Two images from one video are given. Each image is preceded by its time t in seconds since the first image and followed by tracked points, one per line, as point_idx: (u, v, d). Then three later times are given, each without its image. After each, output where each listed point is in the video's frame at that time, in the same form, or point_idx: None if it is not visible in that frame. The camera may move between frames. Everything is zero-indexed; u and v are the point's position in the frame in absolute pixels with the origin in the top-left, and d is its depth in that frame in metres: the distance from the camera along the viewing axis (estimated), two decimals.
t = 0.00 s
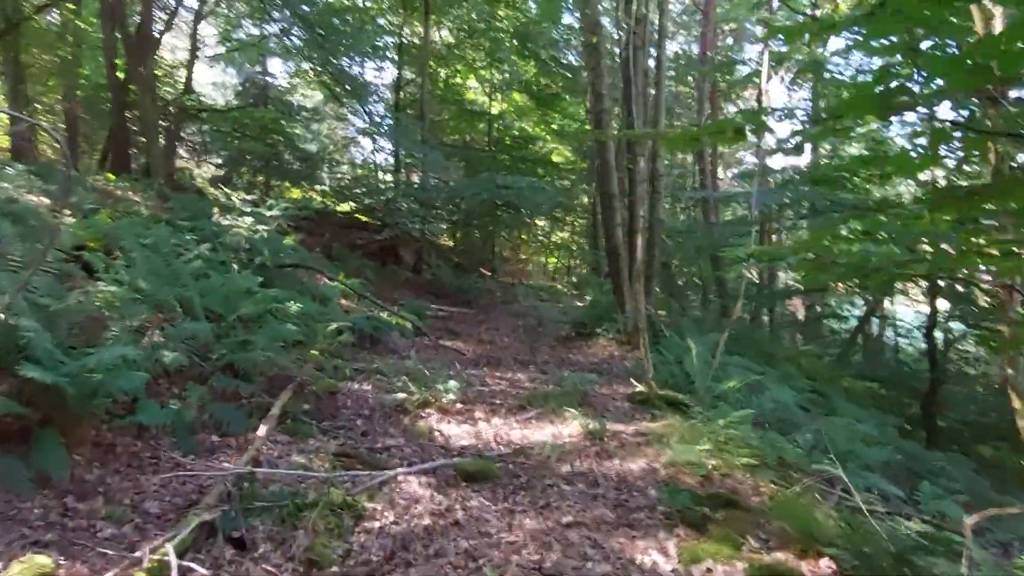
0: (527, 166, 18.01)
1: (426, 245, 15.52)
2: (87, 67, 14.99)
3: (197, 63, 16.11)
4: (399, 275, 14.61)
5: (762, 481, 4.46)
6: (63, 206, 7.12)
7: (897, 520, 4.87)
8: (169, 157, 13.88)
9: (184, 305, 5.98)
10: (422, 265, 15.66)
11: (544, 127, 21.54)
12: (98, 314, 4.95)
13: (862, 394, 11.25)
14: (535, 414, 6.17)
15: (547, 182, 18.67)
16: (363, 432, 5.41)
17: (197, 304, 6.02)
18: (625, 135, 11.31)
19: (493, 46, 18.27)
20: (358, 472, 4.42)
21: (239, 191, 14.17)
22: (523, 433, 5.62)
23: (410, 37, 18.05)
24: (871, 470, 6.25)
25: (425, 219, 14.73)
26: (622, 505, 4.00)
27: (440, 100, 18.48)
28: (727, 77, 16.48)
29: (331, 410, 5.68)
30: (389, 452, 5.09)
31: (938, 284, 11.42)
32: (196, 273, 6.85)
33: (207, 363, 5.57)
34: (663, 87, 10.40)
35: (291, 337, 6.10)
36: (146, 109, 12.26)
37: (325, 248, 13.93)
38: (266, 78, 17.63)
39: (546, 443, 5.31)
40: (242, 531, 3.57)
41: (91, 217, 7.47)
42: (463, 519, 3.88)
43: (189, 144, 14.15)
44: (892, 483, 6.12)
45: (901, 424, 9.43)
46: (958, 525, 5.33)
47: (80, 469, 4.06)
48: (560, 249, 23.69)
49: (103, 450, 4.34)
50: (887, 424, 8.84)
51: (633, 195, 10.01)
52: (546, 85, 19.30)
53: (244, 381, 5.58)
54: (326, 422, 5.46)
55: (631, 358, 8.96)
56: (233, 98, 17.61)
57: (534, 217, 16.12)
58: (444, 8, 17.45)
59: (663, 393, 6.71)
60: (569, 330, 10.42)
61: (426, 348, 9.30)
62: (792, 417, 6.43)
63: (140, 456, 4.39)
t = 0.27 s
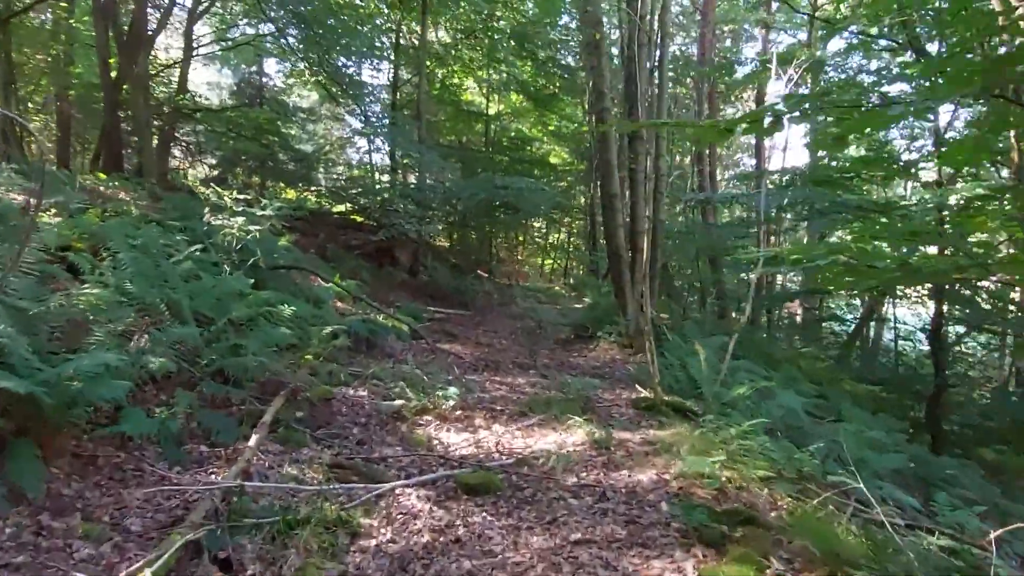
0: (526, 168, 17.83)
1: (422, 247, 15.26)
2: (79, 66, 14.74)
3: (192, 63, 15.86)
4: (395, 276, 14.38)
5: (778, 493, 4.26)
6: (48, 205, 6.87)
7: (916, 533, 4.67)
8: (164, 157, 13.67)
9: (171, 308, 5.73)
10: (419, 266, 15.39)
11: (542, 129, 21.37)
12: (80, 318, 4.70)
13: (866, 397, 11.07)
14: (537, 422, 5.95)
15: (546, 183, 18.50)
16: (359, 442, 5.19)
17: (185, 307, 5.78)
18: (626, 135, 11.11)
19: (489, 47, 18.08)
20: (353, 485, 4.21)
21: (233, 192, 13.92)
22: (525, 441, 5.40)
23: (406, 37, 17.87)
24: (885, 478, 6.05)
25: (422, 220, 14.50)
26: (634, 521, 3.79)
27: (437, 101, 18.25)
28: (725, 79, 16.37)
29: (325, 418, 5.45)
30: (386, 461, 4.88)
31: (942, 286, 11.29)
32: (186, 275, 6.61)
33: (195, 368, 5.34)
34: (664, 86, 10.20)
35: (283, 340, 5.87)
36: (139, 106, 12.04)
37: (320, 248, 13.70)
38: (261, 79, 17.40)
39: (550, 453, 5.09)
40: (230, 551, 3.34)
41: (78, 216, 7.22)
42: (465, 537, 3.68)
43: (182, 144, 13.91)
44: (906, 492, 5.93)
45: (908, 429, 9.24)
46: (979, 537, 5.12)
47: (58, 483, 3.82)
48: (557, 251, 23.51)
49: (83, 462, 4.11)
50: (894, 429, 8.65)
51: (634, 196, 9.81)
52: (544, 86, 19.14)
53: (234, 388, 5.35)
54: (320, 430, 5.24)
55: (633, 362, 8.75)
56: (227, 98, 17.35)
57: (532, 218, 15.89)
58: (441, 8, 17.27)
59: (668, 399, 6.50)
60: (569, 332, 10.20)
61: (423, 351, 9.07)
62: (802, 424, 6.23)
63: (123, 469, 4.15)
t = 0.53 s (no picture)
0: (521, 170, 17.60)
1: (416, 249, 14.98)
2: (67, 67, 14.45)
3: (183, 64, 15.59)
4: (388, 278, 14.09)
5: (795, 508, 4.00)
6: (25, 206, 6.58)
7: (938, 549, 4.42)
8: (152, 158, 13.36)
9: (150, 313, 5.43)
10: (413, 270, 15.06)
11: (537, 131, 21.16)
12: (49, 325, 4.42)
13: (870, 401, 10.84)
14: (537, 431, 5.68)
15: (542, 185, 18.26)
16: (348, 453, 4.90)
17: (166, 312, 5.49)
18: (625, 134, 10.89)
19: (483, 48, 17.88)
20: (342, 501, 3.93)
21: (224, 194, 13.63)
22: (524, 453, 5.13)
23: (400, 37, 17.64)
24: (899, 489, 5.81)
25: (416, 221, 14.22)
26: (643, 541, 3.53)
27: (431, 102, 18.01)
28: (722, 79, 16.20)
29: (313, 428, 5.17)
30: (377, 475, 4.60)
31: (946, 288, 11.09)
32: (168, 278, 6.31)
33: (176, 376, 5.05)
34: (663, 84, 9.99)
35: (270, 346, 5.59)
36: (127, 104, 11.74)
37: (311, 251, 13.40)
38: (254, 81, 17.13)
39: (551, 465, 4.82)
40: None
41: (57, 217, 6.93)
42: (461, 559, 3.42)
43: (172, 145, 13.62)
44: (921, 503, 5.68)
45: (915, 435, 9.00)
46: (1001, 551, 4.87)
47: (20, 502, 3.54)
48: (553, 253, 23.28)
49: (50, 478, 3.82)
50: (902, 435, 8.40)
51: (634, 196, 9.57)
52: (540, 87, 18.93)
53: (217, 396, 5.07)
54: (308, 441, 4.96)
55: (634, 367, 8.49)
56: (218, 100, 17.08)
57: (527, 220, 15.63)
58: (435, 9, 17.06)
59: (672, 407, 6.24)
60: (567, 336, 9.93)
61: (417, 356, 8.78)
62: (812, 431, 5.98)
63: (94, 486, 3.87)
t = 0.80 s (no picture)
0: (510, 169, 17.41)
1: (405, 250, 14.72)
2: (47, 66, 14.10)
3: (166, 63, 15.29)
4: (377, 280, 13.83)
5: (805, 523, 3.82)
6: None
7: (953, 562, 4.24)
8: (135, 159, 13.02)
9: (125, 321, 5.17)
10: (402, 270, 14.83)
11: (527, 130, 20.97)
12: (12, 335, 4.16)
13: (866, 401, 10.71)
14: (531, 439, 5.46)
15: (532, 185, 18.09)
16: (334, 466, 4.67)
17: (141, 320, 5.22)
18: (618, 132, 10.67)
19: (472, 46, 17.68)
20: (329, 520, 3.71)
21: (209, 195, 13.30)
22: (518, 462, 4.91)
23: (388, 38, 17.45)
24: (904, 495, 5.64)
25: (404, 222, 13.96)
26: (648, 562, 3.36)
27: (420, 102, 17.79)
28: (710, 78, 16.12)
29: (298, 439, 4.93)
30: (364, 489, 4.38)
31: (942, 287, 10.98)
32: (145, 282, 6.05)
33: (152, 387, 4.79)
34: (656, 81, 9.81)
35: (252, 354, 5.34)
36: (108, 103, 11.39)
37: (298, 252, 13.11)
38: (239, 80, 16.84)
39: (547, 476, 4.61)
40: None
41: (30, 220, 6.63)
42: None
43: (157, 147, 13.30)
44: (928, 510, 5.51)
45: (914, 436, 8.86)
46: (1013, 560, 4.72)
47: None
48: (542, 253, 23.12)
49: (15, 500, 3.57)
50: (901, 437, 8.26)
51: (628, 195, 9.37)
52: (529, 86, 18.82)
53: (196, 408, 4.82)
54: (292, 454, 4.73)
55: (628, 370, 8.30)
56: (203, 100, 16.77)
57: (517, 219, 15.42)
58: (423, 8, 16.87)
59: (672, 411, 6.02)
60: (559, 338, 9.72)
61: (406, 360, 8.55)
62: (815, 437, 5.80)
63: (62, 509, 3.62)
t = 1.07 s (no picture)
0: (499, 169, 17.20)
1: (392, 250, 14.46)
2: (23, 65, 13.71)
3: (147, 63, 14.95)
4: (363, 282, 13.55)
5: (817, 536, 3.62)
6: None
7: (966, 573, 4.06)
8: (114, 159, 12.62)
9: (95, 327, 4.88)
10: (389, 271, 14.58)
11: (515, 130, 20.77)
12: None
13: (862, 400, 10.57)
14: (525, 447, 5.24)
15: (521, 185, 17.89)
16: (318, 480, 4.43)
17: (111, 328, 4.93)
18: (609, 129, 10.48)
19: (459, 45, 17.46)
20: (312, 541, 3.48)
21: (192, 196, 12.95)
22: (512, 473, 4.69)
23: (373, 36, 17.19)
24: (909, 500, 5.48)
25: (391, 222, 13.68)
26: None
27: (406, 101, 17.55)
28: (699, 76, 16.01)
29: (280, 450, 4.68)
30: (348, 505, 4.13)
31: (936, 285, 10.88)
32: (118, 286, 5.76)
33: (123, 398, 4.52)
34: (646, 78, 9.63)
35: (231, 361, 5.07)
36: (83, 101, 10.96)
37: (281, 254, 12.80)
38: (222, 80, 16.53)
39: (542, 487, 4.38)
40: None
41: None
42: None
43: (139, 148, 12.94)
44: (935, 515, 5.34)
45: (912, 437, 8.73)
46: None
47: None
48: (530, 253, 22.93)
49: None
50: (900, 438, 8.10)
51: (620, 192, 9.18)
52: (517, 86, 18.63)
53: (171, 419, 4.55)
54: (272, 467, 4.47)
55: (622, 372, 8.11)
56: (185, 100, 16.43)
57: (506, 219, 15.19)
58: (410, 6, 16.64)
59: (670, 416, 5.82)
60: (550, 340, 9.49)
61: (393, 365, 8.30)
62: (817, 441, 5.62)
63: (20, 533, 3.35)
